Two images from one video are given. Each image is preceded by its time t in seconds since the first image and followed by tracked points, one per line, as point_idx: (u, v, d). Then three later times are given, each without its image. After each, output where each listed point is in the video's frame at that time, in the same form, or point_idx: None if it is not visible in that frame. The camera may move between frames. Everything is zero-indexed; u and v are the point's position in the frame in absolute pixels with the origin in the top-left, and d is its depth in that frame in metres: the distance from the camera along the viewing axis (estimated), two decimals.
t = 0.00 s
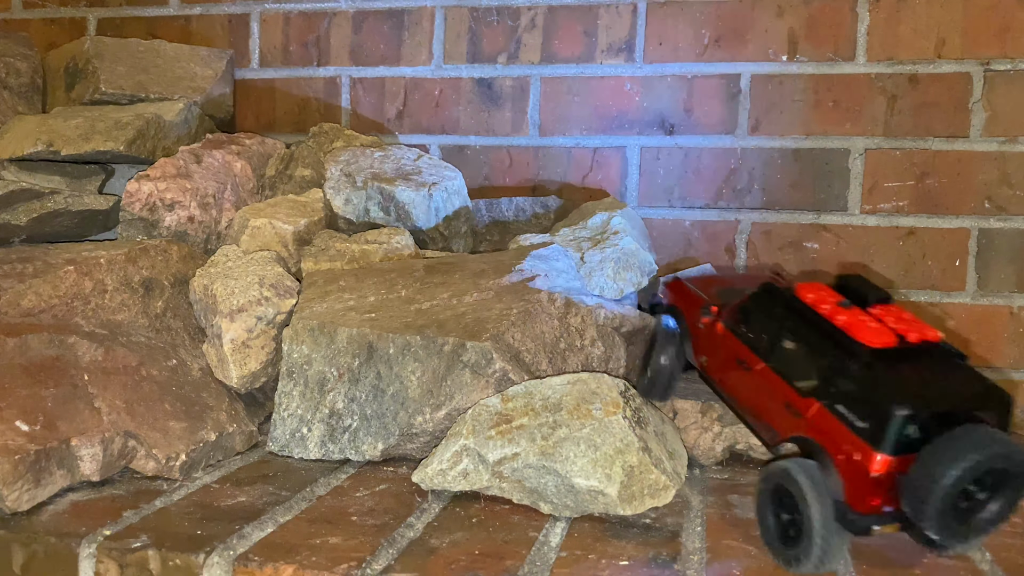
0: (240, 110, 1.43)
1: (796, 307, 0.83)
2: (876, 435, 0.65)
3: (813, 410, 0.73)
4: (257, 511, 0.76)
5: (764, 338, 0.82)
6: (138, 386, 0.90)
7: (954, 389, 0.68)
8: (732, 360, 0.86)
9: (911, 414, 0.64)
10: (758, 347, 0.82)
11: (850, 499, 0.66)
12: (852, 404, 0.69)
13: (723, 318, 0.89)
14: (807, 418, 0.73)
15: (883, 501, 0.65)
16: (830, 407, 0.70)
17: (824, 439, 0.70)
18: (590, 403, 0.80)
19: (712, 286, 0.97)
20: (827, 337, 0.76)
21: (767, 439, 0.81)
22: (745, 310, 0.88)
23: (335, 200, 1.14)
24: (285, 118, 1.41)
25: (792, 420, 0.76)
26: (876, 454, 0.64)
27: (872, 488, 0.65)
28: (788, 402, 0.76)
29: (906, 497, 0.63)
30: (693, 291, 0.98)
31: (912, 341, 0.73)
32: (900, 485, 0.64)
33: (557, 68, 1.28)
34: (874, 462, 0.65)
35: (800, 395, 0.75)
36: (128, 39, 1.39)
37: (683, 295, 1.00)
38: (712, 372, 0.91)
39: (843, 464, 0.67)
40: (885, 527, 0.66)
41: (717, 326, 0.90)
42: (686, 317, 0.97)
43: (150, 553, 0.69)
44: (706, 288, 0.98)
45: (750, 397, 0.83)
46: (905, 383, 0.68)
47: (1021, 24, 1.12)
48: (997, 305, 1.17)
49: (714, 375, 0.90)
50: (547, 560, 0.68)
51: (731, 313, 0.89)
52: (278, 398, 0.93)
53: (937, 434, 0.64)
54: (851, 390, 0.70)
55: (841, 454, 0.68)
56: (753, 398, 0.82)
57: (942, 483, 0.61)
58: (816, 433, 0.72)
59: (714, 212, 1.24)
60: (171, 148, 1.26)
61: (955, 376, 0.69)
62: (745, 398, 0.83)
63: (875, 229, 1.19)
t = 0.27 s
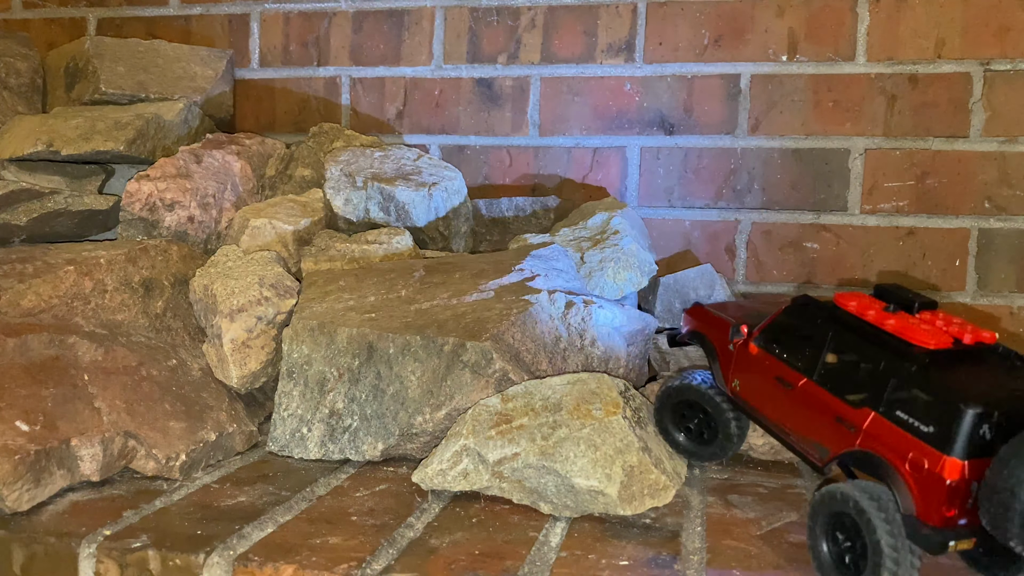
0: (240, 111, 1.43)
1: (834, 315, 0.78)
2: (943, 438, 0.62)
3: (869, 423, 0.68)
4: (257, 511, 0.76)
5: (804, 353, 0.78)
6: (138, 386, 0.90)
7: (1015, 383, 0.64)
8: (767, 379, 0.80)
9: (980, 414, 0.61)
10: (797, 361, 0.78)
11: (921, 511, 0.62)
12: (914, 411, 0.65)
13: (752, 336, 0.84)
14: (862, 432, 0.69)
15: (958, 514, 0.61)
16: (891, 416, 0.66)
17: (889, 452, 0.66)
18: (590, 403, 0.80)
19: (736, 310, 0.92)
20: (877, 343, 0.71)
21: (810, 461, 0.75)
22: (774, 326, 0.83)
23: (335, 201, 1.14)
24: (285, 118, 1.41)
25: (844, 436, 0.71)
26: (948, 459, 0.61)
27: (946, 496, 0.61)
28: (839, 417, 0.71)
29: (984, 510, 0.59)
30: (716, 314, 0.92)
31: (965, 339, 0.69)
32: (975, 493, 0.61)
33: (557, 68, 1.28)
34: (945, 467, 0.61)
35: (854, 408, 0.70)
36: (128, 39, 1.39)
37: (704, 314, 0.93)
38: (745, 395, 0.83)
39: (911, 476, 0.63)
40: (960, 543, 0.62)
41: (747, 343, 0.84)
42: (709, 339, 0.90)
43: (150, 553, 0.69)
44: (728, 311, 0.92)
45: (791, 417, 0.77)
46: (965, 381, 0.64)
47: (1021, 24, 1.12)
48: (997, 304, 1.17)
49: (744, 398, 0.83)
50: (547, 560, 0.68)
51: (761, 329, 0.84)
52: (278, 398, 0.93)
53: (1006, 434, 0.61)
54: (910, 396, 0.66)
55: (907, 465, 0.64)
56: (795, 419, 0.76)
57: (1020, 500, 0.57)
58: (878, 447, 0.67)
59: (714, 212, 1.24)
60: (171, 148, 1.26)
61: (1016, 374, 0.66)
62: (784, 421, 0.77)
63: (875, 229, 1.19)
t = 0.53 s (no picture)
0: (239, 110, 1.43)
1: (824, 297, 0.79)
2: (921, 428, 0.65)
3: (848, 403, 0.70)
4: (257, 511, 0.76)
5: (788, 329, 0.79)
6: (138, 386, 0.90)
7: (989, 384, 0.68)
8: (746, 351, 0.81)
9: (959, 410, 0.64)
10: (780, 336, 0.79)
11: (885, 492, 0.66)
12: (895, 397, 0.68)
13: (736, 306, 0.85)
14: (839, 410, 0.71)
15: (919, 497, 0.65)
16: (871, 399, 0.69)
17: (864, 433, 0.68)
18: (590, 403, 0.80)
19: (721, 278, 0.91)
20: (865, 329, 0.74)
21: (778, 432, 0.77)
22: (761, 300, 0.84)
23: (335, 200, 1.14)
24: (285, 118, 1.41)
25: (819, 413, 0.73)
26: (920, 447, 0.64)
27: (912, 481, 0.65)
28: (816, 394, 0.73)
29: (944, 496, 0.64)
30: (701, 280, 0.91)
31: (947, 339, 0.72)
32: (939, 481, 0.64)
33: (557, 68, 1.28)
34: (917, 454, 0.64)
35: (834, 387, 0.72)
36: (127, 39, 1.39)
37: (687, 280, 0.93)
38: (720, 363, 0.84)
39: (882, 460, 0.67)
40: (915, 525, 0.67)
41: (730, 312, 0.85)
42: (691, 306, 0.90)
43: (150, 553, 0.69)
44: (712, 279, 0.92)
45: (766, 388, 0.78)
46: (946, 377, 0.67)
47: (1021, 24, 1.12)
48: (997, 304, 1.17)
49: (720, 365, 0.84)
50: (547, 560, 0.68)
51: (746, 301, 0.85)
52: (278, 398, 0.93)
53: (977, 431, 0.64)
54: (892, 382, 0.68)
55: (880, 448, 0.67)
56: (770, 392, 0.78)
57: (980, 491, 0.61)
58: (852, 427, 0.70)
59: (714, 212, 1.24)
60: (171, 148, 1.26)
61: (992, 377, 0.69)
62: (758, 393, 0.79)
63: (875, 229, 1.19)
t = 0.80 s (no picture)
0: (239, 110, 1.43)
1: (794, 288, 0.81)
2: (880, 417, 0.67)
3: (812, 389, 0.72)
4: (257, 511, 0.76)
5: (758, 317, 0.80)
6: (138, 386, 0.90)
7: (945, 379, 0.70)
8: (714, 335, 0.83)
9: (918, 402, 0.66)
10: (748, 322, 0.80)
11: (843, 476, 0.68)
12: (858, 387, 0.69)
13: (706, 292, 0.86)
14: (803, 395, 0.73)
15: (873, 482, 0.67)
16: (835, 388, 0.71)
17: (825, 418, 0.70)
18: (590, 403, 0.80)
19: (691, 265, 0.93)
20: (833, 321, 0.75)
21: (741, 413, 0.79)
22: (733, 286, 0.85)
23: (335, 201, 1.14)
24: (285, 118, 1.41)
25: (781, 396, 0.75)
26: (880, 436, 0.66)
27: (869, 467, 0.67)
28: (780, 378, 0.75)
29: (895, 483, 0.66)
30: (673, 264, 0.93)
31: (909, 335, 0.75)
32: (892, 469, 0.66)
33: (557, 68, 1.28)
34: (875, 442, 0.66)
35: (799, 373, 0.74)
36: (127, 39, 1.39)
37: (659, 263, 0.94)
38: (687, 345, 0.86)
39: (842, 446, 0.68)
40: (864, 509, 0.69)
41: (700, 298, 0.86)
42: (662, 290, 0.92)
43: (150, 554, 0.69)
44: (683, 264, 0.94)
45: (731, 370, 0.80)
46: (908, 370, 0.69)
47: (1021, 24, 1.12)
48: (997, 304, 1.17)
49: (687, 346, 0.87)
50: (547, 560, 0.68)
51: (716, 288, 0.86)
52: (278, 398, 0.93)
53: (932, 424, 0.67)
54: (857, 373, 0.70)
55: (840, 434, 0.69)
56: (736, 375, 0.80)
57: (931, 481, 0.63)
58: (813, 411, 0.71)
59: (714, 212, 1.24)
60: (171, 148, 1.26)
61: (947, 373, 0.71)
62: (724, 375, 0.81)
63: (875, 229, 1.19)
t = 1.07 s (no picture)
0: (239, 110, 1.43)
1: (744, 285, 0.83)
2: (828, 412, 0.70)
3: (764, 385, 0.75)
4: (257, 511, 0.76)
5: (711, 313, 0.82)
6: (138, 386, 0.90)
7: (885, 370, 0.74)
8: (670, 331, 0.84)
9: (861, 397, 0.70)
10: (701, 318, 0.82)
11: (794, 467, 0.72)
12: (806, 382, 0.72)
13: (662, 287, 0.88)
14: (755, 390, 0.75)
15: (823, 472, 0.71)
16: (784, 383, 0.73)
17: (776, 413, 0.73)
18: (590, 403, 0.80)
19: (644, 257, 0.94)
20: (782, 318, 0.77)
21: (697, 406, 0.82)
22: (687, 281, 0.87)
23: (335, 201, 1.14)
24: (285, 118, 1.41)
25: (735, 391, 0.77)
26: (827, 429, 0.70)
27: (819, 459, 0.70)
28: (733, 373, 0.77)
29: (844, 471, 0.71)
30: (626, 258, 0.93)
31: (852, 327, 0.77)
32: (840, 458, 0.71)
33: (557, 68, 1.28)
34: (824, 436, 0.70)
35: (750, 368, 0.76)
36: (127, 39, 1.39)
37: (614, 256, 0.95)
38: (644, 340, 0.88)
39: (793, 439, 0.72)
40: (817, 495, 0.73)
41: (656, 293, 0.87)
42: (618, 284, 0.92)
43: (150, 554, 0.69)
44: (637, 256, 0.95)
45: (687, 365, 0.82)
46: (850, 365, 0.73)
47: (1021, 24, 1.12)
48: (997, 304, 1.17)
49: (644, 340, 0.88)
50: (547, 560, 0.68)
51: (672, 283, 0.88)
52: (278, 398, 0.93)
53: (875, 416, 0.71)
54: (805, 368, 0.73)
55: (790, 428, 0.72)
56: (691, 370, 0.82)
57: (876, 467, 0.68)
58: (765, 406, 0.74)
59: (714, 212, 1.24)
60: (171, 148, 1.27)
61: (886, 365, 0.75)
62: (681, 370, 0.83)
63: (875, 229, 1.19)
